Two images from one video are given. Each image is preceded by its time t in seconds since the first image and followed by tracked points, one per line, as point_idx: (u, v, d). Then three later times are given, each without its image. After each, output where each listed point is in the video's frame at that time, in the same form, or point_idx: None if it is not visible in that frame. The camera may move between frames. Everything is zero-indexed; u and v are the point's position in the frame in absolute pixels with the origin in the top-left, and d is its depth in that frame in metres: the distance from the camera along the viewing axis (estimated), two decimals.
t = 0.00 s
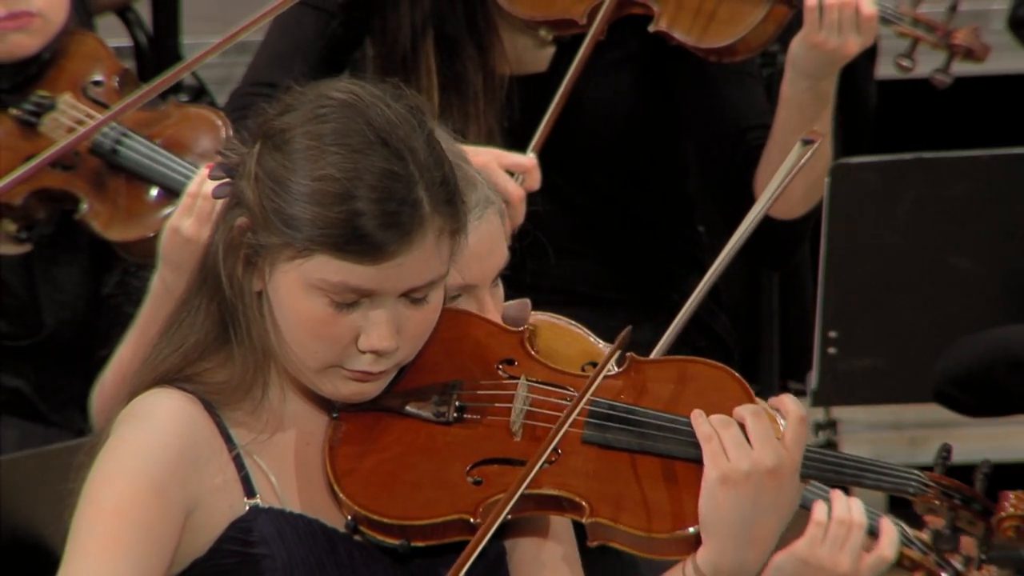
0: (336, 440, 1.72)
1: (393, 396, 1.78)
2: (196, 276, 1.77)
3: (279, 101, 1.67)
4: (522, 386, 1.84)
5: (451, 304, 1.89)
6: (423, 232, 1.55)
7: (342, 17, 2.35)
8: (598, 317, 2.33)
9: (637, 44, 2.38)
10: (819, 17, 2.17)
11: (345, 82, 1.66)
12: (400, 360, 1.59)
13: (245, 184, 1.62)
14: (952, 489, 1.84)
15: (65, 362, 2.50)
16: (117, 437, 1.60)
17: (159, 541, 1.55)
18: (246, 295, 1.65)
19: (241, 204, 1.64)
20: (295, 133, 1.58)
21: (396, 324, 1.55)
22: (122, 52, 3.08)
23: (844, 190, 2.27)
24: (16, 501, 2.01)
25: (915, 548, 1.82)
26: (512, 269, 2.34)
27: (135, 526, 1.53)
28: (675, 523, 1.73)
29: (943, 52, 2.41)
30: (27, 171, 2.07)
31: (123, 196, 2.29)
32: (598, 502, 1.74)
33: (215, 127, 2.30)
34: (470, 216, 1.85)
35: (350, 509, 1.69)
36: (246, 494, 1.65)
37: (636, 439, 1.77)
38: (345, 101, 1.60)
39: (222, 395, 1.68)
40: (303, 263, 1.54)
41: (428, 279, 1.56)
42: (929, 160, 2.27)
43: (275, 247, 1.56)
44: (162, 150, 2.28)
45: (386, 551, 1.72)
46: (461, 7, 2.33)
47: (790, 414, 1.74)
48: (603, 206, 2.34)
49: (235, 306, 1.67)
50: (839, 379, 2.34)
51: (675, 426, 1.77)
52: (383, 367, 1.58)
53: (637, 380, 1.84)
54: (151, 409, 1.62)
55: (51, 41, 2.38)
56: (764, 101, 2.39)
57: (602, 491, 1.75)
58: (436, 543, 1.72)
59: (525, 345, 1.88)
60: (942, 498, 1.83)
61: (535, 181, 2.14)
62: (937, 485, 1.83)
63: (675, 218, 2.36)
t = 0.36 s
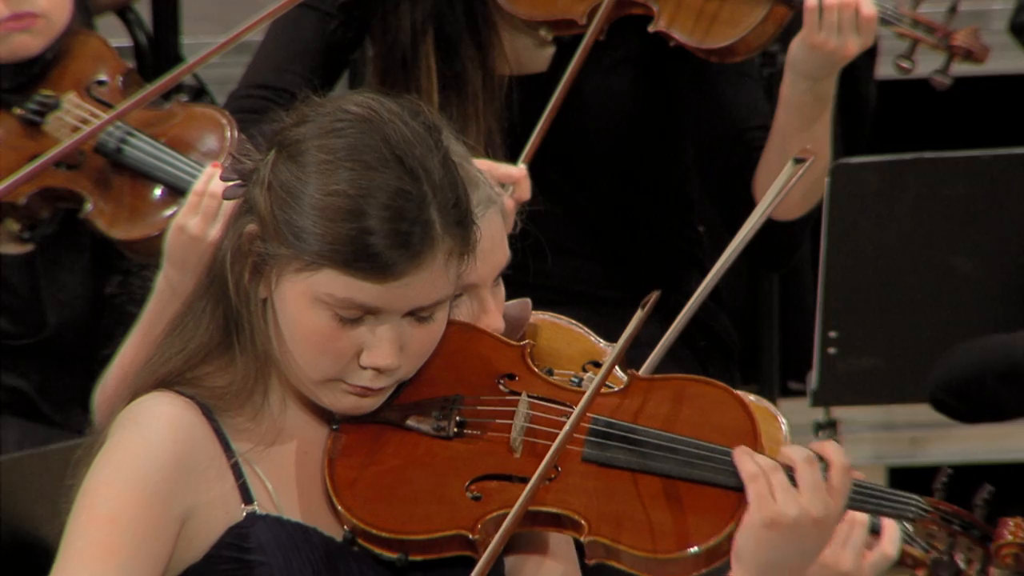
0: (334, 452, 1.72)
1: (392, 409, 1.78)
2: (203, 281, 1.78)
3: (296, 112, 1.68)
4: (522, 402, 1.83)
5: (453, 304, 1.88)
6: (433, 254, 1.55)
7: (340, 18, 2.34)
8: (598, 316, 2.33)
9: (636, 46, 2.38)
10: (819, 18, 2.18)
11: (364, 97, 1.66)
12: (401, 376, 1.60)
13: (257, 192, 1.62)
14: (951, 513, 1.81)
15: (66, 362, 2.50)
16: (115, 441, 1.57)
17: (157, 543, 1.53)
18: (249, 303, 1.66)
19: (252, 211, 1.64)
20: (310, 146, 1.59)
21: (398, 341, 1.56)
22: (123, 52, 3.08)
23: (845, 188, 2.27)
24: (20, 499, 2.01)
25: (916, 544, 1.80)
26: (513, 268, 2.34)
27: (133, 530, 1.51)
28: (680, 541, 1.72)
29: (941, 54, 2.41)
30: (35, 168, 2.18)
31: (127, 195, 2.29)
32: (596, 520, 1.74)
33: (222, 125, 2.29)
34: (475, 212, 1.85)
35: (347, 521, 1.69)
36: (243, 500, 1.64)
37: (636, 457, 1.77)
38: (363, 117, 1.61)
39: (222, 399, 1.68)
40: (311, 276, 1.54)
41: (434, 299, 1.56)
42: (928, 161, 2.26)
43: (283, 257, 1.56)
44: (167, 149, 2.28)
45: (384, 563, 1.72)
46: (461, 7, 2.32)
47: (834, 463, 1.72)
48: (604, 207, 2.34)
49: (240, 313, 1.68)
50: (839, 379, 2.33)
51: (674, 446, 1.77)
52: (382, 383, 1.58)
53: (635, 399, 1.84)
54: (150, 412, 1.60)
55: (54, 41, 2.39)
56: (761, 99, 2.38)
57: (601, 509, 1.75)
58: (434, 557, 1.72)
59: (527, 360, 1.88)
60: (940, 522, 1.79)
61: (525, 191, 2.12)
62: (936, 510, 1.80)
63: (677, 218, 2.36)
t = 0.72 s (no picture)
0: (336, 461, 1.71)
1: (393, 419, 1.77)
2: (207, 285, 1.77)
3: (305, 119, 1.68)
4: (525, 415, 1.83)
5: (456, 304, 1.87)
6: (438, 266, 1.55)
7: (339, 20, 2.35)
8: (597, 316, 2.33)
9: (636, 45, 2.37)
10: (818, 18, 2.17)
11: (374, 107, 1.67)
12: (403, 387, 1.60)
13: (264, 199, 1.62)
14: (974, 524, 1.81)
15: (66, 361, 2.50)
16: (117, 442, 1.58)
17: (157, 545, 1.55)
18: (254, 308, 1.65)
19: (257, 217, 1.64)
20: (318, 155, 1.59)
21: (401, 352, 1.56)
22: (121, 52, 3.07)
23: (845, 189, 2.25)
24: (20, 498, 2.00)
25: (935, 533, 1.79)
26: (512, 266, 2.36)
27: (134, 532, 1.52)
28: (685, 554, 1.73)
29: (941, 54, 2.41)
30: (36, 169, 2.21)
31: (129, 194, 2.28)
32: (598, 533, 1.74)
33: (224, 124, 2.29)
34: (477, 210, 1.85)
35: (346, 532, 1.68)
36: (245, 503, 1.65)
37: (637, 471, 1.75)
38: (372, 128, 1.61)
39: (224, 405, 1.68)
40: (316, 284, 1.54)
41: (437, 311, 1.56)
42: (928, 161, 2.24)
43: (288, 264, 1.56)
44: (169, 149, 2.29)
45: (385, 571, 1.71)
46: (461, 7, 2.30)
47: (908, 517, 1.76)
48: (603, 207, 2.35)
49: (244, 318, 1.67)
50: (839, 378, 2.30)
51: (675, 460, 1.76)
52: (384, 394, 1.58)
53: (631, 411, 1.85)
54: (152, 414, 1.61)
55: (55, 41, 2.39)
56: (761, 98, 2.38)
57: (603, 522, 1.75)
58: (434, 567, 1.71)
59: (529, 370, 1.88)
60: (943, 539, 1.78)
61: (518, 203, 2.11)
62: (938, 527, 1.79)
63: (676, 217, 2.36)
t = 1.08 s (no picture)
0: (341, 453, 1.71)
1: (398, 408, 1.78)
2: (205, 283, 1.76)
3: (283, 106, 1.68)
4: (529, 400, 1.83)
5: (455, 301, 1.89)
6: (432, 231, 1.55)
7: (339, 20, 2.33)
8: (596, 316, 2.33)
9: (636, 45, 2.38)
10: (818, 18, 2.18)
11: (350, 86, 1.67)
12: (408, 363, 1.58)
13: (252, 188, 1.62)
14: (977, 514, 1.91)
15: (65, 361, 2.50)
16: (123, 446, 1.59)
17: (168, 544, 1.55)
18: (253, 297, 1.64)
19: (247, 207, 1.63)
20: (301, 135, 1.59)
21: (405, 326, 1.55)
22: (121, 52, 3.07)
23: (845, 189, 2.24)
24: (20, 497, 2.00)
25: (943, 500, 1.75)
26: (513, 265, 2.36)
27: (145, 531, 1.52)
28: (693, 534, 1.72)
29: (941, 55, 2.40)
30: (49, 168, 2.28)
31: (129, 192, 2.28)
32: (602, 515, 1.74)
33: (222, 121, 2.28)
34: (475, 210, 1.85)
35: (354, 523, 1.67)
36: (251, 503, 1.64)
37: (642, 453, 1.77)
38: (353, 103, 1.61)
39: (228, 403, 1.68)
40: (314, 264, 1.54)
41: (437, 279, 1.56)
42: (929, 160, 2.23)
43: (284, 249, 1.56)
44: (169, 147, 2.28)
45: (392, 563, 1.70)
46: (460, 7, 2.31)
47: (914, 492, 1.69)
48: (602, 207, 2.34)
49: (242, 309, 1.66)
50: (838, 378, 2.28)
51: (682, 442, 1.77)
52: (389, 370, 1.57)
53: (630, 394, 1.87)
54: (157, 417, 1.62)
55: (54, 41, 2.38)
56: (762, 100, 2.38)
57: (610, 507, 1.75)
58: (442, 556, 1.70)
59: (530, 359, 1.89)
60: (952, 514, 1.73)
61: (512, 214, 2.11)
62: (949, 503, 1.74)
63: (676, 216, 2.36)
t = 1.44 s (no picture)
0: (341, 450, 1.70)
1: (396, 404, 1.77)
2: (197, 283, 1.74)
3: (272, 104, 1.67)
4: (527, 392, 1.83)
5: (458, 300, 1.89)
6: (429, 222, 1.55)
7: (338, 21, 2.35)
8: (597, 316, 2.33)
9: (636, 46, 2.37)
10: (818, 19, 2.16)
11: (339, 81, 1.66)
12: (409, 357, 1.58)
13: (245, 188, 1.61)
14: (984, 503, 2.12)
15: (66, 360, 2.50)
16: (123, 452, 1.58)
17: (173, 548, 1.54)
18: (249, 298, 1.62)
19: (241, 207, 1.62)
20: (292, 132, 1.58)
21: (405, 319, 1.54)
22: (121, 52, 3.07)
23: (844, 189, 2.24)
24: (21, 497, 1.99)
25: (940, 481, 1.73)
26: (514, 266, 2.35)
27: (148, 535, 1.51)
28: (695, 522, 1.72)
29: (941, 54, 2.40)
30: (43, 171, 2.29)
31: (127, 192, 2.28)
32: (604, 506, 1.74)
33: (220, 122, 2.29)
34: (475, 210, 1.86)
35: (356, 519, 1.67)
36: (254, 506, 1.63)
37: (644, 443, 1.76)
38: (343, 98, 1.60)
39: (229, 406, 1.67)
40: (312, 260, 1.53)
41: (435, 271, 1.56)
42: (929, 160, 2.22)
43: (282, 247, 1.55)
44: (168, 146, 2.28)
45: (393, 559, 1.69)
46: (459, 7, 2.31)
47: (904, 462, 1.67)
48: (600, 206, 2.34)
49: (242, 312, 1.64)
50: (837, 378, 2.27)
51: (683, 431, 1.76)
52: (390, 364, 1.56)
53: (630, 385, 1.85)
54: (158, 422, 1.60)
55: (51, 41, 2.38)
56: (762, 100, 2.38)
57: (612, 498, 1.74)
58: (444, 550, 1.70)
59: (529, 352, 1.89)
60: (952, 496, 1.72)
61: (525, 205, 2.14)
62: (946, 485, 1.72)
63: (676, 216, 2.36)
